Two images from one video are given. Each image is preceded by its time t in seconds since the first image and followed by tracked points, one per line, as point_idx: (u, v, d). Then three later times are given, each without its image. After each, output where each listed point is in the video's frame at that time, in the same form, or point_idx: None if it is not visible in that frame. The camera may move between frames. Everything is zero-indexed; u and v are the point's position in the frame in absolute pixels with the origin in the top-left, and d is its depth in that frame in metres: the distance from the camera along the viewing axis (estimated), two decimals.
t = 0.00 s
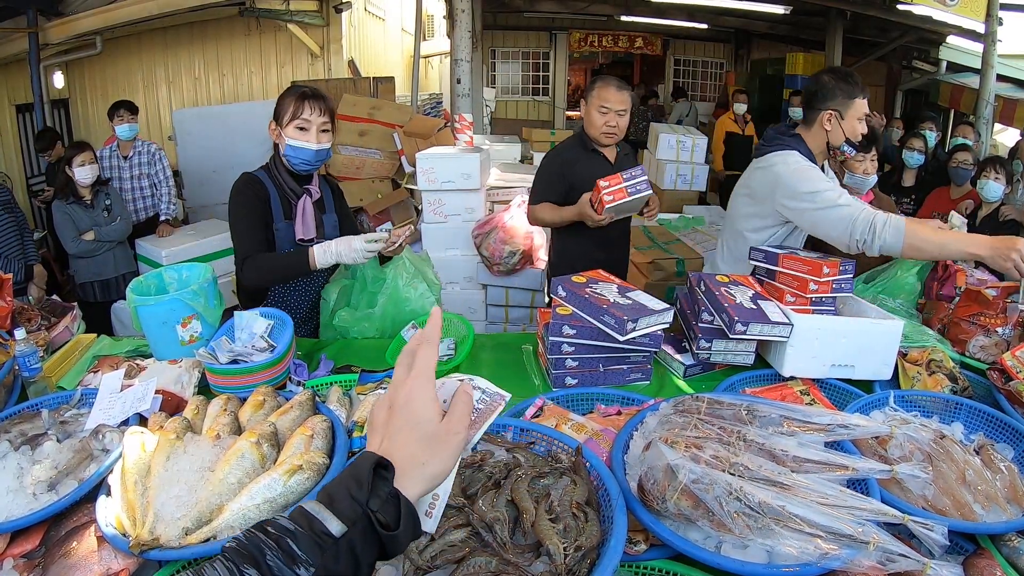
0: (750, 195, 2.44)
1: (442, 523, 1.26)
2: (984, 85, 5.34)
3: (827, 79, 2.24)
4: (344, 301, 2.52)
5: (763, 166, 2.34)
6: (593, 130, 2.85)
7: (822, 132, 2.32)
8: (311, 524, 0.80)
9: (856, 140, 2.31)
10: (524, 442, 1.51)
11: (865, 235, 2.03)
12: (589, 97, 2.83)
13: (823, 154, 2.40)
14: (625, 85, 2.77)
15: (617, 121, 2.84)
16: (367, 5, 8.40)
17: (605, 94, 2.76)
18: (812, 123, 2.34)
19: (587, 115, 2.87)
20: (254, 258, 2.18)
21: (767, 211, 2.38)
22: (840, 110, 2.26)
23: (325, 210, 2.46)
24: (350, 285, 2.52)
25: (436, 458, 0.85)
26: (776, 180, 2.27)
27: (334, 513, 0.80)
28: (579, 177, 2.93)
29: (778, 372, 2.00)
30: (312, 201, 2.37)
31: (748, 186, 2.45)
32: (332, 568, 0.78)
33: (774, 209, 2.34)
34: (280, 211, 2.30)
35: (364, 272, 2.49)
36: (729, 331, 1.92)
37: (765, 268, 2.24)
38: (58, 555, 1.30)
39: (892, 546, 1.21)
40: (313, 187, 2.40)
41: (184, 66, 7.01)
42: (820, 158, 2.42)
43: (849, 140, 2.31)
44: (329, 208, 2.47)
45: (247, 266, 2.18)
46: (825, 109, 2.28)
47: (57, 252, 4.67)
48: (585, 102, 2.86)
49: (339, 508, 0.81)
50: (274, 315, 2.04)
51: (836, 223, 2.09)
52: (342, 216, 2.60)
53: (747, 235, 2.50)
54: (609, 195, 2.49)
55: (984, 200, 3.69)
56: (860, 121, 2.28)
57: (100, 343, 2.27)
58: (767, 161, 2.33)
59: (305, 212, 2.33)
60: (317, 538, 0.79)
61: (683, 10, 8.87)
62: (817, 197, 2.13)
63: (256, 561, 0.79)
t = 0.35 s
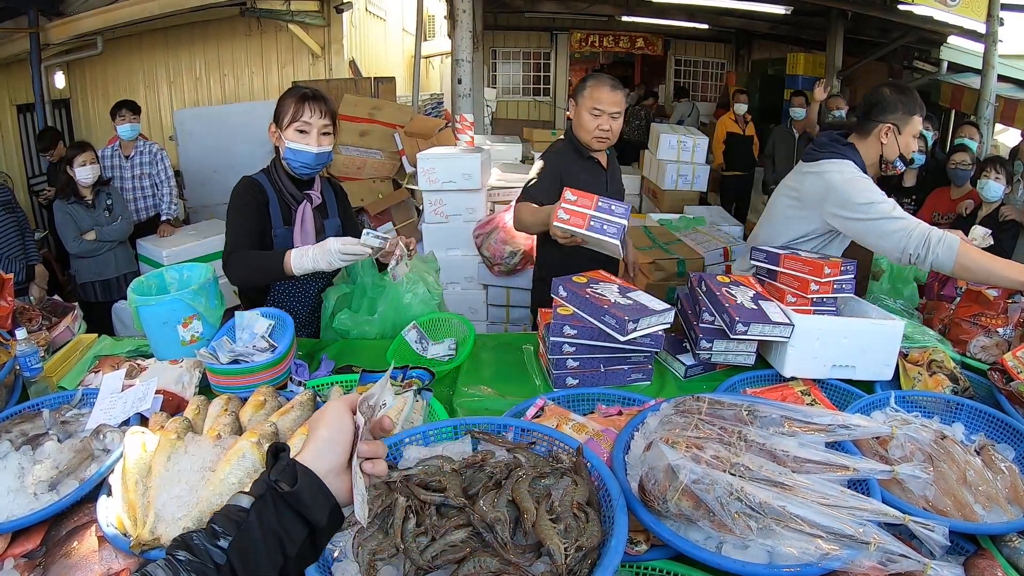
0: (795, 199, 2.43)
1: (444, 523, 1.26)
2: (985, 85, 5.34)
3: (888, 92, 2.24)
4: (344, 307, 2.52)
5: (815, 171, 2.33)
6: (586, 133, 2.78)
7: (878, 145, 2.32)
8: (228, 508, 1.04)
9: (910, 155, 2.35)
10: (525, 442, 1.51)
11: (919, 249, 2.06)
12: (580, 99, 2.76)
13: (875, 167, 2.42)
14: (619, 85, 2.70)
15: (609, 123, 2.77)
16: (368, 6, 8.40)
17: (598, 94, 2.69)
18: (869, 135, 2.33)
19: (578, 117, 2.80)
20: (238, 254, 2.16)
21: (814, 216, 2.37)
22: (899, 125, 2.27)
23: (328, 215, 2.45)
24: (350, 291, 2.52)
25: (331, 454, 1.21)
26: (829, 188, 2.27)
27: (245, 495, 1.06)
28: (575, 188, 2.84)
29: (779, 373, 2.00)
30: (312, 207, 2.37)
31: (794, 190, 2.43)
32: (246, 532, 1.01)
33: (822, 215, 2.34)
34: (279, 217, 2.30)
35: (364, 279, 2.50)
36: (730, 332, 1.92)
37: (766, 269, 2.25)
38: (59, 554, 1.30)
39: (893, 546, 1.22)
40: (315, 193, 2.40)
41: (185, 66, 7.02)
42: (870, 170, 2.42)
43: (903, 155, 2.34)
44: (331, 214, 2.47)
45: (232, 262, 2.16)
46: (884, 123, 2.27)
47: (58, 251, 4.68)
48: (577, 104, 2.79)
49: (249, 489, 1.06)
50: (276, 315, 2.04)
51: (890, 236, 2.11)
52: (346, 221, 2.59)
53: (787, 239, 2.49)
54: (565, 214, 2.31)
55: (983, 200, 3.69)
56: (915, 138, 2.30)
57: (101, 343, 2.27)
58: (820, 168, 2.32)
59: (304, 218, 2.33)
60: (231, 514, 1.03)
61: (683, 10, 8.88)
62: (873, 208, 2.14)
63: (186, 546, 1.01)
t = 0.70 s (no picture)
0: (830, 196, 2.43)
1: (444, 523, 1.26)
2: (985, 85, 5.32)
3: (930, 101, 2.49)
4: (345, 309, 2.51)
5: (852, 168, 2.34)
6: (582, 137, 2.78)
7: (923, 150, 2.55)
8: (206, 458, 0.98)
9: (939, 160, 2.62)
10: (525, 443, 1.51)
11: (948, 249, 2.06)
12: (574, 100, 2.76)
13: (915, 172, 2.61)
14: (615, 85, 2.68)
15: (605, 126, 2.76)
16: (369, 6, 8.38)
17: (592, 95, 2.68)
18: (914, 139, 2.54)
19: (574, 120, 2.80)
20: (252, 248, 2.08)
21: (847, 212, 2.38)
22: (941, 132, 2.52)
23: (335, 226, 2.45)
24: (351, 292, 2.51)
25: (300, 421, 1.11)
26: (865, 185, 2.28)
27: (221, 448, 1.00)
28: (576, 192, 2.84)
29: (780, 373, 2.00)
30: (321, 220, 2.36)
31: (830, 186, 2.44)
32: (228, 482, 0.96)
33: (856, 211, 2.34)
34: (289, 233, 2.28)
35: (366, 284, 2.48)
36: (730, 332, 1.92)
37: (766, 269, 2.25)
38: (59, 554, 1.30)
39: (893, 547, 1.22)
40: (323, 205, 2.39)
41: (185, 67, 7.02)
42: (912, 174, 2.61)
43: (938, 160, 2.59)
44: (338, 225, 2.47)
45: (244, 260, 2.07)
46: (932, 129, 2.50)
47: (58, 251, 4.68)
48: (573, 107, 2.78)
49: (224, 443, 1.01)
50: (276, 315, 2.04)
51: (921, 235, 2.11)
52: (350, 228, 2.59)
53: (818, 235, 2.49)
54: (588, 290, 1.85)
55: (984, 201, 3.69)
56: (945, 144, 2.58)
57: (101, 343, 2.27)
58: (857, 165, 2.33)
59: (314, 233, 2.34)
60: (210, 464, 0.97)
61: (683, 10, 8.86)
62: (907, 206, 2.15)
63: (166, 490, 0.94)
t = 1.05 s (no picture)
0: (835, 191, 2.42)
1: (444, 523, 1.26)
2: (985, 85, 5.32)
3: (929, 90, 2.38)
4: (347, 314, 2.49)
5: (855, 163, 2.35)
6: (581, 138, 2.77)
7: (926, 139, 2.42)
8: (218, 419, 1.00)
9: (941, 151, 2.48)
10: (525, 443, 1.51)
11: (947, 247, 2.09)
12: (573, 101, 2.74)
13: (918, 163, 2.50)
14: (613, 85, 2.67)
15: (604, 126, 2.74)
16: (369, 6, 8.38)
17: (591, 95, 2.66)
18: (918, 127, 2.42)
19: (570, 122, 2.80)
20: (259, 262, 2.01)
21: (852, 208, 2.37)
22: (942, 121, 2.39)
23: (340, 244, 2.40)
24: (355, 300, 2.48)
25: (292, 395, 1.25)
26: (870, 181, 2.28)
27: (231, 412, 1.02)
28: (574, 193, 2.85)
29: (780, 373, 2.00)
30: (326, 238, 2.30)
31: (833, 182, 2.45)
32: (243, 441, 0.98)
33: (860, 207, 2.34)
34: (293, 251, 2.24)
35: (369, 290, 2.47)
36: (730, 332, 1.92)
37: (766, 269, 2.25)
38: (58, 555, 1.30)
39: (893, 547, 1.21)
40: (329, 222, 2.32)
41: (185, 66, 7.02)
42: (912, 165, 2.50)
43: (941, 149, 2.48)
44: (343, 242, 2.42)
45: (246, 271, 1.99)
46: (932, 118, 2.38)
47: (58, 252, 4.68)
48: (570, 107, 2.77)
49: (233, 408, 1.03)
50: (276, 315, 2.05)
51: (921, 232, 2.13)
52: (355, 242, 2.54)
53: (826, 232, 2.48)
54: (586, 296, 1.87)
55: (983, 201, 3.69)
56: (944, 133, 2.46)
57: (100, 343, 2.27)
58: (860, 160, 2.34)
59: (319, 252, 2.28)
60: (223, 423, 1.00)
61: (683, 10, 8.86)
62: (909, 202, 2.16)
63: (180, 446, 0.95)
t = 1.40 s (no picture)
0: (839, 195, 2.44)
1: (444, 523, 1.26)
2: (984, 85, 5.32)
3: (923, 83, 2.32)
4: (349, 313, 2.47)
5: (855, 161, 2.39)
6: (585, 135, 2.77)
7: (924, 127, 2.39)
8: (132, 434, 0.93)
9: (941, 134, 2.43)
10: (525, 443, 1.51)
11: (948, 222, 2.06)
12: (579, 99, 2.72)
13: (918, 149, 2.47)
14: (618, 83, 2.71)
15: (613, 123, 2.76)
16: (369, 6, 8.37)
17: (599, 93, 2.67)
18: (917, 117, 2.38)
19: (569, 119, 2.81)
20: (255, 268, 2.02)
21: (854, 208, 2.38)
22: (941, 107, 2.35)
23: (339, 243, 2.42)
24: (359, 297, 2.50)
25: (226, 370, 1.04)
26: (870, 177, 2.30)
27: (150, 419, 0.94)
28: (568, 192, 2.86)
29: (780, 373, 1.99)
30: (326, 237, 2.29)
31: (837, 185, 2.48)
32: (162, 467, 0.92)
33: (862, 206, 2.35)
34: (290, 248, 2.21)
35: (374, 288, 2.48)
36: (730, 332, 1.92)
37: (766, 269, 2.24)
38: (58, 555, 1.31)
39: (893, 547, 1.21)
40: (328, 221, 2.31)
41: (185, 66, 7.02)
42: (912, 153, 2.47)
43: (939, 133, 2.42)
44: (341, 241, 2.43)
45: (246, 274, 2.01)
46: (929, 106, 2.34)
47: (58, 252, 4.68)
48: (573, 105, 2.77)
49: (153, 416, 0.94)
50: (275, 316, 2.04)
51: (920, 212, 2.12)
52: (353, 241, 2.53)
53: (831, 235, 2.48)
54: (586, 297, 1.89)
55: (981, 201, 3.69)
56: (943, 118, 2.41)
57: (100, 343, 2.27)
58: (858, 158, 2.39)
59: (318, 252, 2.27)
60: (140, 444, 0.92)
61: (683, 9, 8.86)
62: (905, 188, 2.17)
63: (97, 479, 0.89)
